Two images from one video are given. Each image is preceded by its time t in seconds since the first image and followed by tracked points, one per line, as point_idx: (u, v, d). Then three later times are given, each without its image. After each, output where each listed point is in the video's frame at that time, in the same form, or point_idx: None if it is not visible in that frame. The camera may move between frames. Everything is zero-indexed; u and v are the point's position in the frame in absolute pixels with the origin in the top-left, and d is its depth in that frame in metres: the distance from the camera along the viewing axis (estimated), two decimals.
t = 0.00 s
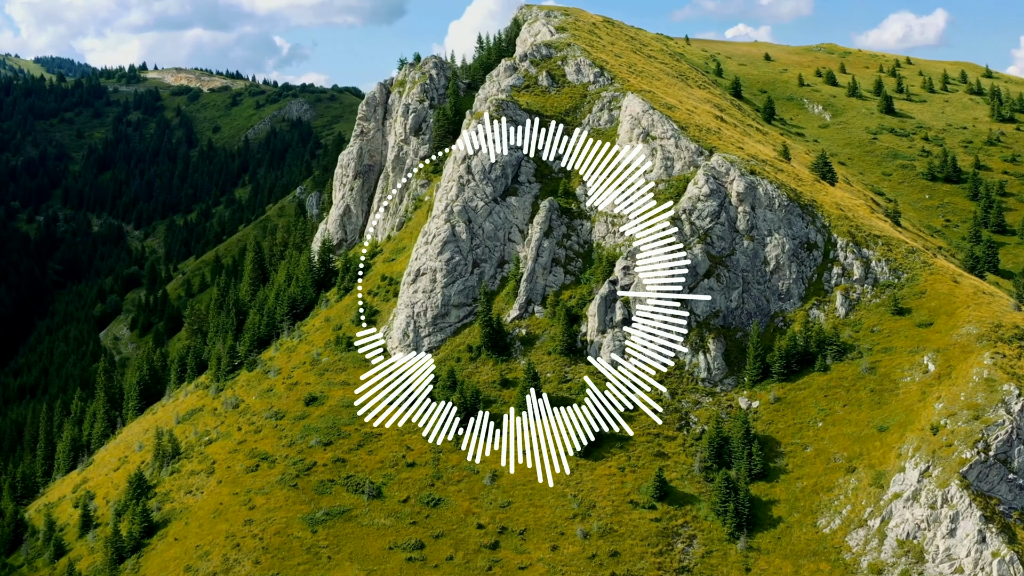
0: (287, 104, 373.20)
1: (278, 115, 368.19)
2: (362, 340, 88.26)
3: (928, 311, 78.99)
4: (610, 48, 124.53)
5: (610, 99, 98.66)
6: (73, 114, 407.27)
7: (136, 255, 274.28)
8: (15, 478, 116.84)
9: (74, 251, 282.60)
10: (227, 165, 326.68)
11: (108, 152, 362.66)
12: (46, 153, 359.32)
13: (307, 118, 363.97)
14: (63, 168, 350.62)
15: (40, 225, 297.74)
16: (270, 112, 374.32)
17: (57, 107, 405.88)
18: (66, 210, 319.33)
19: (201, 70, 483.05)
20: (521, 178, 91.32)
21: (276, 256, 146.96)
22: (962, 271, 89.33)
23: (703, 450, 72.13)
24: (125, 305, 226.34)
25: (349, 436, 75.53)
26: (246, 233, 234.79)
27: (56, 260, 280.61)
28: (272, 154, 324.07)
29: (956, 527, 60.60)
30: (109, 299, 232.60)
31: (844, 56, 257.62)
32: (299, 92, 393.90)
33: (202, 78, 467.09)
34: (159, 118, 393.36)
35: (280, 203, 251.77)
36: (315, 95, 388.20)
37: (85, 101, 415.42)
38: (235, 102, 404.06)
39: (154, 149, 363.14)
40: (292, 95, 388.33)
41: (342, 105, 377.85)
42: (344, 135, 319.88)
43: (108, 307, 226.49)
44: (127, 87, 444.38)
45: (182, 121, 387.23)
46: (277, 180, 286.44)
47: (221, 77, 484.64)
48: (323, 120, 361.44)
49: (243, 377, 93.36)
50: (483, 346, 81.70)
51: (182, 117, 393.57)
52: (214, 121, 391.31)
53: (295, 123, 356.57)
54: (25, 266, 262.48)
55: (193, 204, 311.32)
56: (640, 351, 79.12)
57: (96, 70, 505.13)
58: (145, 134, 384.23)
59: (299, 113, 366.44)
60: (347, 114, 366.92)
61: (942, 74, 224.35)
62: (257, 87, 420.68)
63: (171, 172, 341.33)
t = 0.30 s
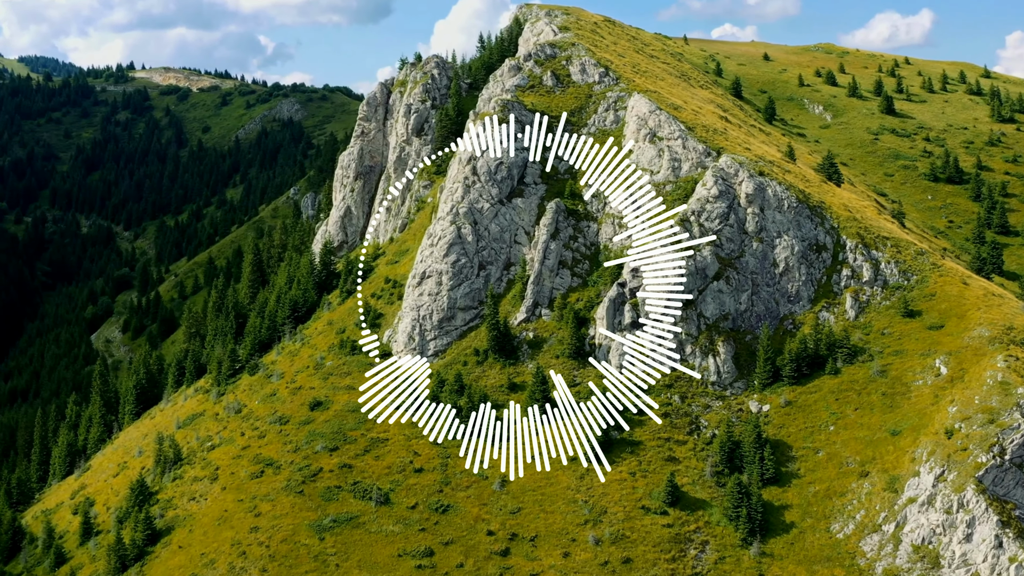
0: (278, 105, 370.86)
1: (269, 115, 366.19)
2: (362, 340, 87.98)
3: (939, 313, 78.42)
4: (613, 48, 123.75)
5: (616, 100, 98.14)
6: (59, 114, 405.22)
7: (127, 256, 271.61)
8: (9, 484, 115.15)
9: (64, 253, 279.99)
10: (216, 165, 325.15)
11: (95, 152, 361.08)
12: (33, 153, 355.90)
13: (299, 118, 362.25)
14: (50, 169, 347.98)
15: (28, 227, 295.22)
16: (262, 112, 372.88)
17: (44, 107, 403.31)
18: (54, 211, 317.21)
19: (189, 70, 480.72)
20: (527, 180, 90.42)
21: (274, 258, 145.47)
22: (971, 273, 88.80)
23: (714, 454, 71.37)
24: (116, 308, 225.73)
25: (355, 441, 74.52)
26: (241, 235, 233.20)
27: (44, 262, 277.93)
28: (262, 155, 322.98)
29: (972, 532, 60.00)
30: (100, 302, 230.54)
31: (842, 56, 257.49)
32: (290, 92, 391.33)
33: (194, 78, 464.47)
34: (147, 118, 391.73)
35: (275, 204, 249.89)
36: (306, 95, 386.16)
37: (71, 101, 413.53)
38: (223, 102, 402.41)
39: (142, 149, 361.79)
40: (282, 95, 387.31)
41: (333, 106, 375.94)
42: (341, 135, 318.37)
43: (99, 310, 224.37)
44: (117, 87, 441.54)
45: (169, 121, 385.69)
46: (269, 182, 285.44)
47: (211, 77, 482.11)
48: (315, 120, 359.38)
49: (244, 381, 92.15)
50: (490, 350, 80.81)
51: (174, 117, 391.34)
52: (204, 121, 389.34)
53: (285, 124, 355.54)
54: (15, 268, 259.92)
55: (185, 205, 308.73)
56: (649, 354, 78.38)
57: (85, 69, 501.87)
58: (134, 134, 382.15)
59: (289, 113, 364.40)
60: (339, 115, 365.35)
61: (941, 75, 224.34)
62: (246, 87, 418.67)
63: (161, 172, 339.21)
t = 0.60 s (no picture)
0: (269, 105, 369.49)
1: (260, 116, 364.46)
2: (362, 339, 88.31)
3: (946, 316, 78.36)
4: (615, 49, 123.52)
5: (620, 101, 97.82)
6: (49, 114, 402.14)
7: (118, 257, 269.50)
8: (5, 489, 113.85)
9: (54, 255, 278.07)
10: (209, 166, 323.53)
11: (86, 154, 358.94)
12: (22, 153, 352.96)
13: (290, 119, 361.00)
14: (40, 169, 345.73)
15: (18, 228, 292.77)
16: (252, 113, 371.79)
17: (33, 108, 400.18)
18: (44, 213, 314.69)
19: (178, 70, 478.38)
20: (532, 182, 89.88)
21: (272, 260, 144.44)
22: (976, 275, 88.82)
23: (723, 458, 71.05)
24: (109, 310, 223.45)
25: (362, 446, 73.87)
26: (234, 236, 231.61)
27: (34, 264, 275.03)
28: (255, 156, 321.95)
29: (985, 536, 59.86)
30: (91, 304, 228.57)
31: (837, 57, 258.36)
32: (281, 93, 389.39)
33: (185, 79, 462.09)
34: (138, 119, 389.29)
35: (268, 205, 248.43)
36: (297, 95, 384.69)
37: (61, 101, 410.57)
38: (216, 103, 400.49)
39: (133, 150, 359.65)
40: (273, 95, 385.99)
41: (323, 106, 374.52)
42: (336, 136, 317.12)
43: (91, 311, 222.25)
44: (105, 87, 438.94)
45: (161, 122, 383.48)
46: (261, 183, 284.20)
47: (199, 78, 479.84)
48: (305, 121, 357.99)
49: (246, 385, 91.29)
50: (496, 353, 80.27)
51: (163, 117, 389.44)
52: (194, 121, 387.62)
53: (276, 125, 354.38)
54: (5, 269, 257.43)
55: (175, 207, 306.36)
56: (656, 357, 78.00)
57: (73, 70, 498.56)
58: (124, 135, 380.29)
59: (280, 114, 362.71)
60: (330, 115, 364.21)
61: (937, 76, 225.31)
62: (237, 88, 416.71)
63: (151, 172, 337.18)
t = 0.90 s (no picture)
0: (258, 105, 369.09)
1: (249, 116, 363.22)
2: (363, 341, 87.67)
3: (954, 318, 77.97)
4: (616, 49, 122.85)
5: (624, 102, 97.20)
6: (35, 114, 399.24)
7: (105, 258, 266.62)
8: None
9: (41, 256, 275.79)
10: (198, 166, 321.66)
11: (73, 154, 357.31)
12: (9, 153, 349.83)
13: (280, 119, 359.67)
14: (26, 169, 342.57)
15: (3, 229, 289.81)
16: (241, 113, 370.43)
17: (20, 108, 397.28)
18: (31, 214, 311.66)
19: (166, 70, 475.46)
20: (536, 183, 89.12)
21: (269, 262, 143.11)
22: (982, 277, 88.55)
23: (733, 462, 70.43)
24: (100, 313, 221.62)
25: (368, 451, 72.98)
26: (226, 237, 229.64)
27: (22, 265, 272.10)
28: (245, 156, 320.83)
29: (999, 540, 58.80)
30: (81, 306, 226.42)
31: (833, 57, 258.78)
32: (270, 93, 387.73)
33: (176, 79, 459.49)
34: (126, 119, 387.21)
35: (259, 206, 246.13)
36: (285, 95, 383.40)
37: (48, 101, 407.72)
38: (203, 103, 398.81)
39: (122, 150, 357.64)
40: (260, 95, 384.68)
41: (312, 106, 373.33)
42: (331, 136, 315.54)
43: (81, 314, 220.21)
44: (93, 87, 435.67)
45: (150, 122, 382.17)
46: (251, 185, 282.23)
47: (187, 77, 477.25)
48: (295, 121, 357.12)
49: (248, 389, 90.22)
50: (502, 357, 79.46)
51: (150, 117, 387.78)
52: (181, 121, 385.64)
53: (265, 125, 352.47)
54: None
55: (163, 208, 303.78)
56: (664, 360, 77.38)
57: (60, 69, 494.64)
58: (110, 135, 377.88)
59: (268, 114, 361.52)
60: (318, 115, 363.40)
61: (933, 77, 225.90)
62: (225, 88, 414.88)
63: (138, 173, 334.64)
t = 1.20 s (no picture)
0: (247, 105, 367.34)
1: (239, 117, 361.19)
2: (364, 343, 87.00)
3: (962, 320, 77.80)
4: (618, 49, 122.27)
5: (628, 103, 96.71)
6: (23, 114, 396.15)
7: (96, 259, 264.23)
8: None
9: (30, 258, 272.97)
10: (187, 167, 318.79)
11: (62, 155, 354.78)
12: None
13: (271, 120, 358.09)
14: (15, 170, 339.74)
15: None
16: (231, 113, 368.52)
17: (7, 108, 394.62)
18: (20, 215, 308.82)
19: (155, 70, 472.52)
20: (541, 184, 88.47)
21: (267, 264, 141.81)
22: (988, 278, 88.48)
23: (743, 465, 69.94)
24: (92, 314, 219.59)
25: (374, 456, 72.18)
26: (218, 238, 227.38)
27: (11, 267, 269.14)
28: (235, 157, 318.80)
29: (1014, 544, 58.20)
30: (73, 308, 224.35)
31: (828, 58, 259.23)
32: (259, 93, 385.61)
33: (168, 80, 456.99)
34: (115, 120, 384.64)
35: (252, 207, 244.05)
36: (275, 95, 381.50)
37: (36, 102, 404.69)
38: (193, 103, 396.38)
39: (110, 151, 355.07)
40: (249, 95, 382.83)
41: (302, 107, 371.72)
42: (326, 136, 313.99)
43: (73, 315, 218.01)
44: (81, 87, 432.69)
45: (139, 123, 380.14)
46: (244, 186, 280.48)
47: (176, 79, 475.13)
48: (285, 122, 355.67)
49: (250, 394, 89.18)
50: (509, 360, 78.80)
51: (139, 118, 385.60)
52: (171, 121, 383.70)
53: (257, 125, 350.85)
54: None
55: (154, 209, 301.29)
56: (672, 363, 76.86)
57: (48, 70, 491.00)
58: (99, 136, 375.45)
59: (259, 115, 360.02)
60: (309, 116, 362.08)
61: (929, 78, 226.63)
62: (215, 89, 412.82)
63: (128, 174, 331.55)
